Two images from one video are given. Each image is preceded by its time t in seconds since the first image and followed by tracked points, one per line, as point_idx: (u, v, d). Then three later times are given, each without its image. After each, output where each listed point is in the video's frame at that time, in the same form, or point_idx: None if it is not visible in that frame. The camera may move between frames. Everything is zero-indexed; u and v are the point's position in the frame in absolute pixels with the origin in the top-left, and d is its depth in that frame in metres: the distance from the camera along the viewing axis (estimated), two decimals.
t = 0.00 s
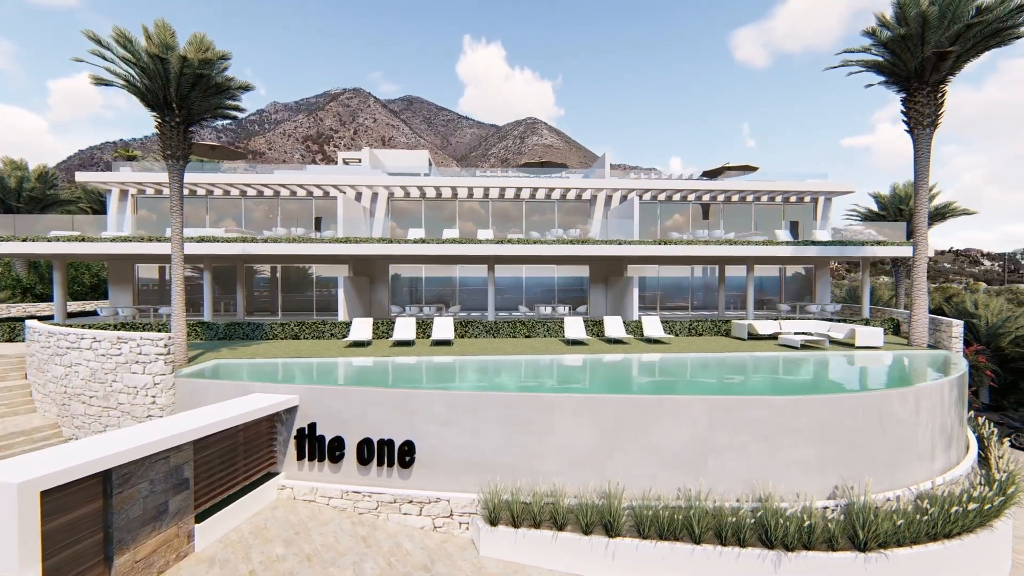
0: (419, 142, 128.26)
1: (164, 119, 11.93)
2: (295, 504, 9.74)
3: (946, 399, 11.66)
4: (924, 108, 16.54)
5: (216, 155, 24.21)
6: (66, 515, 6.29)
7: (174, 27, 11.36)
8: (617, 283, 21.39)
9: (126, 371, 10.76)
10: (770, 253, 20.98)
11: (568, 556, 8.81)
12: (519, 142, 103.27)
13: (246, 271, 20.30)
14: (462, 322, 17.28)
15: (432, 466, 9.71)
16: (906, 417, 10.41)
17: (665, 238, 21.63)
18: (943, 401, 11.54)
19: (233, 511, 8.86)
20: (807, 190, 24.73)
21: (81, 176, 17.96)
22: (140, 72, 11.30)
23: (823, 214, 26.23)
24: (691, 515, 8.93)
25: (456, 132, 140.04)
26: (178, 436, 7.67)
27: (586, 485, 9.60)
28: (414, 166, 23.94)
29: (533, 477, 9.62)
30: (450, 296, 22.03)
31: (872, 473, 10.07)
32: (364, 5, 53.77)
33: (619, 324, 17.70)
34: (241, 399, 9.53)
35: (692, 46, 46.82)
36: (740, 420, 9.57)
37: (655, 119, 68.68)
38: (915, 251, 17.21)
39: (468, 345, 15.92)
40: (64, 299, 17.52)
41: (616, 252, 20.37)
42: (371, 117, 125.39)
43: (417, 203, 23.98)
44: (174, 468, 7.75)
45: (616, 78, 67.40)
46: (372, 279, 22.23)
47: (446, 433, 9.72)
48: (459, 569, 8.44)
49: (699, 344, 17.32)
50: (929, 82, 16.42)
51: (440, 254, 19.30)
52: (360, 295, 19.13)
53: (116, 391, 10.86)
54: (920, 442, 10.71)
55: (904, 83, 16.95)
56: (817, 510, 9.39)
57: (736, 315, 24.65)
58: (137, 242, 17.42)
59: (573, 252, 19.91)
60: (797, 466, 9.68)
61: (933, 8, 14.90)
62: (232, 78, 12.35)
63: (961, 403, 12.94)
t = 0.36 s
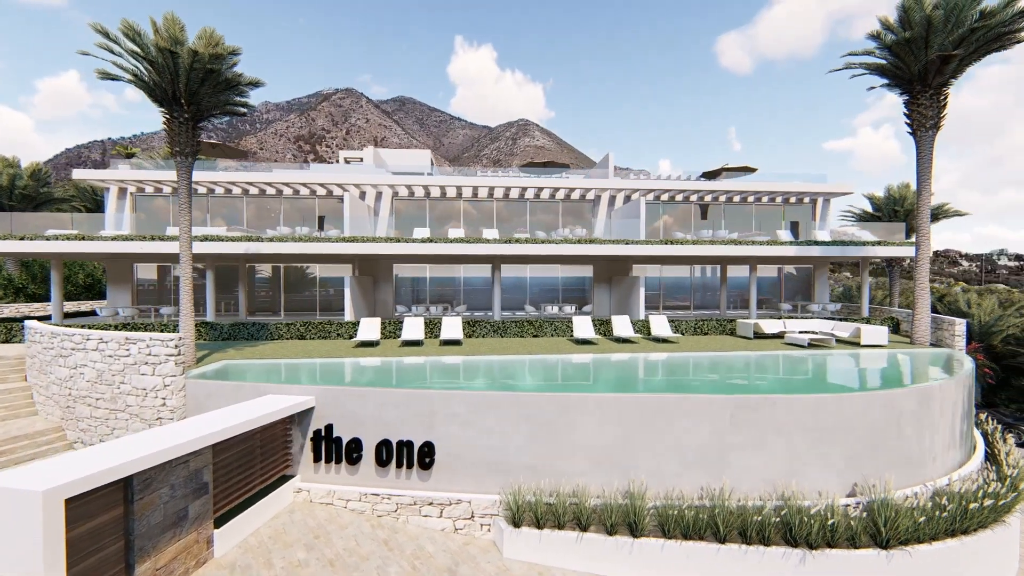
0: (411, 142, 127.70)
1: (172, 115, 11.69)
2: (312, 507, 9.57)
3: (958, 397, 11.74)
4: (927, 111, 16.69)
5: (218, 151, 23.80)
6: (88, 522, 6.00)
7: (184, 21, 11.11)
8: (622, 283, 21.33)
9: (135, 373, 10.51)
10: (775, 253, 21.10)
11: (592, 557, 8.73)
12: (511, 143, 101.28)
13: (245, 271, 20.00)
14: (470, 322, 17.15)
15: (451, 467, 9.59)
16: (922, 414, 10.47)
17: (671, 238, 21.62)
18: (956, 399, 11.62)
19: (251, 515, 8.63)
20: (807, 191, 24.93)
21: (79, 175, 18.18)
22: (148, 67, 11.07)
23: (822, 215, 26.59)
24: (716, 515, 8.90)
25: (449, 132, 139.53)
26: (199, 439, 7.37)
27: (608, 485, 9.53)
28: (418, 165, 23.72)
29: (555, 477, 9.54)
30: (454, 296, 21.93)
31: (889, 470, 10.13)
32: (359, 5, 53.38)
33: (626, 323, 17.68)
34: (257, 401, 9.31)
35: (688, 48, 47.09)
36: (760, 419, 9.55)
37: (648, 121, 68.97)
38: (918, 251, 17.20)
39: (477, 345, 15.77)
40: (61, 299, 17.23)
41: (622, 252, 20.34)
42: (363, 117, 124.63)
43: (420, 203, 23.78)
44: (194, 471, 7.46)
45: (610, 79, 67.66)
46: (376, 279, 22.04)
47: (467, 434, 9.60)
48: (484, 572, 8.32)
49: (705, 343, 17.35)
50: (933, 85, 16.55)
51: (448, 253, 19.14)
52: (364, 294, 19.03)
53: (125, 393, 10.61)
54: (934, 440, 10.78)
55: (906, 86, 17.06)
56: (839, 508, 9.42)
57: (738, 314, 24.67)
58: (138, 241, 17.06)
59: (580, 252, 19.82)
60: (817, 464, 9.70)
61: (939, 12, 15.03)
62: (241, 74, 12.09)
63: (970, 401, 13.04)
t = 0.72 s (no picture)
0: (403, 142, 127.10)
1: (182, 111, 11.44)
2: (333, 509, 9.39)
3: (968, 394, 11.90)
4: (931, 113, 16.87)
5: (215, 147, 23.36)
6: (117, 530, 5.68)
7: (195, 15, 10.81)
8: (627, 283, 21.36)
9: (146, 375, 10.26)
10: (779, 253, 21.25)
11: (619, 557, 8.66)
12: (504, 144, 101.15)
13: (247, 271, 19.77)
14: (479, 322, 17.03)
15: (473, 469, 9.48)
16: (937, 412, 10.57)
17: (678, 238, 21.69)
18: (967, 396, 11.75)
19: (272, 519, 8.42)
20: (808, 192, 25.15)
21: (77, 173, 18.30)
22: (159, 63, 10.81)
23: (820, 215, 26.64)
24: (742, 514, 8.88)
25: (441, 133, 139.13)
26: (224, 442, 7.07)
27: (632, 485, 9.47)
28: (422, 164, 23.56)
29: (579, 477, 9.46)
30: (459, 296, 21.80)
31: (907, 467, 10.20)
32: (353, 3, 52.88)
33: (634, 323, 17.69)
34: (276, 403, 9.10)
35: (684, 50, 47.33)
36: (782, 417, 9.55)
37: (642, 122, 69.06)
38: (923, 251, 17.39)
39: (488, 345, 15.69)
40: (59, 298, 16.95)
41: (629, 252, 20.34)
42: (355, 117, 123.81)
43: (424, 202, 23.61)
44: (218, 476, 7.16)
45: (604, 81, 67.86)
46: (380, 279, 21.93)
47: (488, 435, 9.48)
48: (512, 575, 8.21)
49: (712, 343, 17.41)
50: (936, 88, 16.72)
51: (457, 253, 18.99)
52: (370, 295, 18.87)
53: (135, 396, 10.36)
54: (948, 437, 10.89)
55: (909, 89, 17.24)
56: (861, 505, 9.46)
57: (741, 314, 24.78)
58: (140, 240, 16.70)
59: (588, 251, 19.75)
60: (838, 462, 9.73)
61: (944, 16, 15.20)
62: (252, 70, 11.80)
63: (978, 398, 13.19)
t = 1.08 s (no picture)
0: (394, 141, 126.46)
1: (195, 108, 11.24)
2: (356, 513, 9.24)
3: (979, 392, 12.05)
4: (935, 116, 17.13)
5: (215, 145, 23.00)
6: (157, 536, 5.49)
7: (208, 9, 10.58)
8: (633, 283, 21.43)
9: (159, 377, 10.02)
10: (784, 253, 21.44)
11: (649, 557, 8.63)
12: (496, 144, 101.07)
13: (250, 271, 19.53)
14: (490, 322, 16.96)
15: (499, 470, 9.38)
16: (952, 409, 10.69)
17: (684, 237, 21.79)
18: (978, 394, 11.89)
19: (298, 523, 8.25)
20: (810, 193, 25.37)
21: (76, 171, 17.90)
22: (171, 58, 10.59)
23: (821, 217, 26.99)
24: (770, 513, 8.88)
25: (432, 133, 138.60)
26: (255, 445, 6.88)
27: (660, 485, 9.45)
28: (426, 163, 23.39)
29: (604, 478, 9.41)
30: (465, 296, 21.69)
31: (925, 464, 10.30)
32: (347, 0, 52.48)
33: (643, 323, 17.70)
34: (299, 405, 8.94)
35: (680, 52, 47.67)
36: (806, 416, 9.58)
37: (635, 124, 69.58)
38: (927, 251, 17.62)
39: (499, 345, 15.63)
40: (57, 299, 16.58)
41: (637, 252, 20.36)
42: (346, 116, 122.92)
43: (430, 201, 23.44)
44: (248, 480, 6.97)
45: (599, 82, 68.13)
46: (386, 278, 21.77)
47: (513, 436, 9.39)
48: None
49: (721, 342, 17.49)
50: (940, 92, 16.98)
51: (467, 253, 18.87)
52: (376, 295, 18.70)
53: (149, 399, 10.12)
54: (962, 434, 11.02)
55: (913, 92, 17.48)
56: (883, 502, 9.53)
57: (744, 313, 24.99)
58: (143, 240, 16.39)
59: (596, 251, 19.71)
60: (860, 460, 9.79)
61: (950, 21, 15.42)
62: (265, 66, 11.60)
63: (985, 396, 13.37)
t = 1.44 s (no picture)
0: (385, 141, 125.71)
1: (211, 105, 11.11)
2: (383, 517, 9.10)
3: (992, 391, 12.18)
4: (940, 119, 17.37)
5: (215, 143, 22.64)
6: (203, 545, 5.30)
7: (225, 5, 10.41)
8: (640, 285, 21.55)
9: (177, 381, 9.80)
10: (789, 254, 21.65)
11: (680, 559, 8.60)
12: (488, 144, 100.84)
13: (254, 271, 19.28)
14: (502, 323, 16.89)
15: (527, 473, 9.29)
16: (969, 408, 10.81)
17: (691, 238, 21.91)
18: (991, 393, 12.04)
19: (328, 529, 8.09)
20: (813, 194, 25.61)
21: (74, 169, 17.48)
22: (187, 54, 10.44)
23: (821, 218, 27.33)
24: (799, 513, 8.90)
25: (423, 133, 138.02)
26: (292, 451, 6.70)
27: (689, 486, 9.43)
28: (432, 163, 23.24)
29: (633, 479, 9.35)
30: (472, 296, 21.56)
31: (943, 463, 10.40)
32: None
33: (653, 324, 17.73)
34: (326, 408, 8.77)
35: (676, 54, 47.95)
36: (831, 416, 9.61)
37: (629, 125, 69.97)
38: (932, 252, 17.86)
39: (512, 346, 15.58)
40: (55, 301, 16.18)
41: (647, 252, 20.41)
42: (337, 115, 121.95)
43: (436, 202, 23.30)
44: (284, 486, 6.79)
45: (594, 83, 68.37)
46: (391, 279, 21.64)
47: (541, 439, 9.30)
48: None
49: (729, 342, 17.58)
50: (945, 96, 17.23)
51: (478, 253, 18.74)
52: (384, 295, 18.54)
53: (165, 403, 9.90)
54: (978, 432, 11.14)
55: (918, 96, 17.71)
56: (907, 501, 9.59)
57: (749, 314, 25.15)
58: (148, 240, 16.07)
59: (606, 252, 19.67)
60: (884, 459, 9.85)
61: (957, 26, 15.65)
62: (281, 64, 11.44)
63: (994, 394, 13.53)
